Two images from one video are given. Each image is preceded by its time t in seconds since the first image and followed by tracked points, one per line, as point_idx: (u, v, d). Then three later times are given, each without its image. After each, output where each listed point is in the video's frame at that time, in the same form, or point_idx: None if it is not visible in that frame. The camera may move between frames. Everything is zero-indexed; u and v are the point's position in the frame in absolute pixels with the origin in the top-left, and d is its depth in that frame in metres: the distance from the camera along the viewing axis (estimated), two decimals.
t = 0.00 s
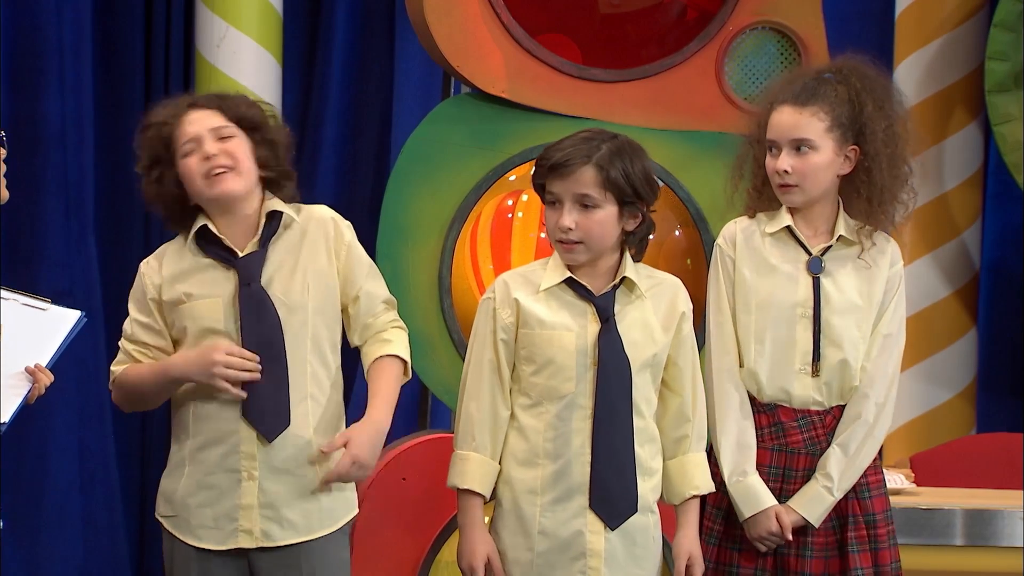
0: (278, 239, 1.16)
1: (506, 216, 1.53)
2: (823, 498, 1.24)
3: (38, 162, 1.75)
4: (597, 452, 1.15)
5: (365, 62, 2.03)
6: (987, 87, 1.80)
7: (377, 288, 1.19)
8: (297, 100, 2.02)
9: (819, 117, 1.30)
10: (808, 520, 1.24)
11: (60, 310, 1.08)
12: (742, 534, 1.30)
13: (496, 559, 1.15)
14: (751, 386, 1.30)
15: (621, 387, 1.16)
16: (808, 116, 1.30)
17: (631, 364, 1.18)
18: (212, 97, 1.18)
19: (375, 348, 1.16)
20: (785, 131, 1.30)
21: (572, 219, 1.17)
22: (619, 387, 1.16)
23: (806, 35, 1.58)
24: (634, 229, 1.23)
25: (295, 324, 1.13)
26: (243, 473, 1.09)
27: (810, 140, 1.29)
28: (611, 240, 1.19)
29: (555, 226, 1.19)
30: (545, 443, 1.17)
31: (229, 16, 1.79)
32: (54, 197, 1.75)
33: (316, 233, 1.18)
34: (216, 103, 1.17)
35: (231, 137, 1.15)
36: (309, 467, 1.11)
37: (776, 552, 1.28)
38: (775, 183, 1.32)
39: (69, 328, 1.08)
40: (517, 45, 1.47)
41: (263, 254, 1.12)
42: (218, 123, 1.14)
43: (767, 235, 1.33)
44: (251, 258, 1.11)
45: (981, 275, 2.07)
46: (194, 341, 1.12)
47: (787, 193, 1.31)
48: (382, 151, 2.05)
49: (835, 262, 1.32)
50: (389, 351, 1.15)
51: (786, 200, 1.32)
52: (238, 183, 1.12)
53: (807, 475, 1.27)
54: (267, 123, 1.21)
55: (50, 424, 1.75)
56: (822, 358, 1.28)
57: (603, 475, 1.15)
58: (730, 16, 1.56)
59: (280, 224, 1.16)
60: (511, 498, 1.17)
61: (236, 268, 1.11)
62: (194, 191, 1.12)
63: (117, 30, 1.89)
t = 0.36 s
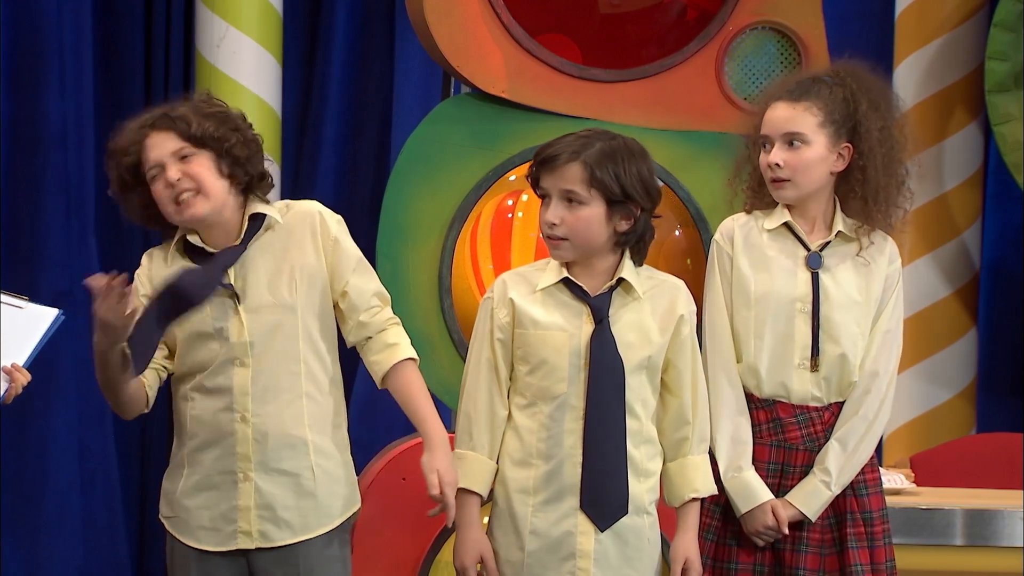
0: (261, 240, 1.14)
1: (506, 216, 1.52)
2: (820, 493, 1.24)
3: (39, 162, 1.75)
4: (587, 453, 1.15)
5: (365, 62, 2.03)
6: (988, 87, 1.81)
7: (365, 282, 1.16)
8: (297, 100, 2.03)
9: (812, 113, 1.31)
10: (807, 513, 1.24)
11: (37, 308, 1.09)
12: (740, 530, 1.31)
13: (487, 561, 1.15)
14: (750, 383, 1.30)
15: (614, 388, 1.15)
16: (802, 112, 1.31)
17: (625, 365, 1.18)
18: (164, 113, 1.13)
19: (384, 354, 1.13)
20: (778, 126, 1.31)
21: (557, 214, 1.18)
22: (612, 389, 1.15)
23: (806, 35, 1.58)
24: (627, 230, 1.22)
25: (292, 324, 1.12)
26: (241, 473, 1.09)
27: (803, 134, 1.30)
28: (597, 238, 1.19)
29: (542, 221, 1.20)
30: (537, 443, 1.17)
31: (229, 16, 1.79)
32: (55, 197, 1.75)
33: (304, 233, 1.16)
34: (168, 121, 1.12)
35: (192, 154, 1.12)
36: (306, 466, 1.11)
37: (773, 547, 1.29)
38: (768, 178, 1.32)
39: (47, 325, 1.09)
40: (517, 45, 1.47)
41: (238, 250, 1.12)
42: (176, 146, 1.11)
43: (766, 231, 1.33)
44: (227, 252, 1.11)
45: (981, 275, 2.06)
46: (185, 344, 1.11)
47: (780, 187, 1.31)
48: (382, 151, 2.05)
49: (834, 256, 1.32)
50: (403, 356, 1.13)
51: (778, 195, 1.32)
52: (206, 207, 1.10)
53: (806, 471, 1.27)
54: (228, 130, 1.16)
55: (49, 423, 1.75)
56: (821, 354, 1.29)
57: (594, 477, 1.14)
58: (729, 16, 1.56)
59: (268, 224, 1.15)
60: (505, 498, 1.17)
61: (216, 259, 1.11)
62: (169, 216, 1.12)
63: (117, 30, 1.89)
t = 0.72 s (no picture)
0: (264, 242, 1.15)
1: (506, 216, 1.52)
2: (822, 490, 1.24)
3: (39, 162, 1.75)
4: (582, 453, 1.15)
5: (365, 62, 2.03)
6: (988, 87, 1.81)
7: (366, 282, 1.17)
8: (297, 100, 2.03)
9: (814, 114, 1.31)
10: (809, 511, 1.24)
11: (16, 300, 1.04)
12: (742, 529, 1.30)
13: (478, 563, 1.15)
14: (751, 382, 1.30)
15: (611, 388, 1.15)
16: (805, 113, 1.31)
17: (621, 365, 1.18)
18: (171, 104, 1.15)
19: (384, 355, 1.14)
20: (780, 127, 1.31)
21: (548, 212, 1.18)
22: (608, 389, 1.15)
23: (806, 35, 1.58)
24: (621, 230, 1.21)
25: (290, 325, 1.12)
26: (246, 476, 1.09)
27: (805, 135, 1.30)
28: (589, 238, 1.18)
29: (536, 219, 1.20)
30: (534, 443, 1.17)
31: (228, 16, 1.79)
32: (55, 196, 1.75)
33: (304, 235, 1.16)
34: (174, 110, 1.14)
35: (192, 145, 1.12)
36: (310, 466, 1.10)
37: (775, 545, 1.29)
38: (769, 179, 1.32)
39: (27, 319, 1.04)
40: (516, 45, 1.47)
41: (245, 257, 1.12)
42: (177, 133, 1.12)
43: (766, 232, 1.33)
44: (233, 261, 1.11)
45: (981, 275, 2.06)
46: (185, 349, 1.12)
47: (780, 188, 1.31)
48: (382, 150, 2.04)
49: (834, 256, 1.32)
50: (402, 357, 1.14)
51: (778, 195, 1.32)
52: (202, 198, 1.10)
53: (807, 469, 1.27)
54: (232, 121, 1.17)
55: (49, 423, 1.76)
56: (822, 353, 1.29)
57: (590, 477, 1.14)
58: (729, 17, 1.56)
59: (267, 224, 1.15)
60: (503, 498, 1.17)
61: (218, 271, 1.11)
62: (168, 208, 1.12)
63: (117, 30, 1.89)
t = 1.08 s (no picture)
0: (258, 245, 1.14)
1: (506, 216, 1.52)
2: (826, 491, 1.23)
3: (38, 163, 1.75)
4: (584, 453, 1.14)
5: (365, 62, 2.03)
6: (988, 87, 1.81)
7: (365, 283, 1.16)
8: (297, 100, 2.02)
9: (814, 116, 1.31)
10: (812, 512, 1.23)
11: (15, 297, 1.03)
12: (743, 532, 1.30)
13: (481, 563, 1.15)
14: (752, 385, 1.29)
15: (612, 388, 1.15)
16: (805, 115, 1.31)
17: (622, 365, 1.18)
18: (175, 101, 1.14)
19: (384, 356, 1.14)
20: (779, 132, 1.31)
21: (546, 211, 1.18)
22: (610, 389, 1.15)
23: (807, 35, 1.58)
24: (619, 227, 1.21)
25: (291, 325, 1.12)
26: (245, 477, 1.09)
27: (804, 138, 1.30)
28: (587, 236, 1.18)
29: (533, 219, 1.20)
30: (536, 443, 1.16)
31: (228, 15, 1.79)
32: (55, 196, 1.75)
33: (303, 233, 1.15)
34: (177, 108, 1.13)
35: (192, 146, 1.11)
36: (310, 467, 1.10)
37: (776, 549, 1.28)
38: (768, 180, 1.32)
39: (27, 317, 1.03)
40: (517, 44, 1.47)
41: (242, 258, 1.11)
42: (178, 133, 1.11)
43: (767, 235, 1.33)
44: (230, 263, 1.10)
45: (982, 276, 2.06)
46: (185, 350, 1.12)
47: (780, 189, 1.31)
48: (382, 150, 2.04)
49: (835, 258, 1.32)
50: (402, 357, 1.14)
51: (778, 196, 1.31)
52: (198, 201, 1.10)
53: (809, 472, 1.27)
54: (235, 122, 1.16)
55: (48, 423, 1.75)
56: (823, 355, 1.28)
57: (592, 477, 1.14)
58: (730, 16, 1.55)
59: (265, 226, 1.15)
60: (503, 500, 1.17)
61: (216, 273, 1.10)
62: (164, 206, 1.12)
63: (117, 30, 1.89)
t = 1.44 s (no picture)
0: (261, 244, 1.14)
1: (505, 216, 1.52)
2: (825, 494, 1.23)
3: (37, 162, 1.75)
4: (584, 453, 1.14)
5: (365, 62, 2.03)
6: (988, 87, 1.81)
7: (367, 285, 1.16)
8: (297, 100, 2.02)
9: (809, 116, 1.31)
10: (812, 516, 1.23)
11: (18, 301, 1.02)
12: (743, 535, 1.30)
13: (474, 563, 1.15)
14: (751, 386, 1.29)
15: (612, 388, 1.15)
16: (801, 115, 1.31)
17: (621, 364, 1.18)
18: (183, 100, 1.14)
19: (385, 359, 1.13)
20: (772, 131, 1.31)
21: (545, 211, 1.18)
22: (610, 389, 1.15)
23: (807, 35, 1.58)
24: (618, 228, 1.21)
25: (290, 325, 1.12)
26: (248, 479, 1.09)
27: (798, 137, 1.30)
28: (587, 237, 1.18)
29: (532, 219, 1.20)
30: (535, 443, 1.16)
31: (228, 15, 1.79)
32: (54, 196, 1.74)
33: (307, 233, 1.15)
34: (185, 107, 1.13)
35: (197, 146, 1.12)
36: (311, 469, 1.10)
37: (776, 552, 1.28)
38: (763, 180, 1.32)
39: (31, 319, 1.03)
40: (516, 44, 1.47)
41: (242, 258, 1.11)
42: (184, 132, 1.11)
43: (765, 237, 1.33)
44: (231, 262, 1.11)
45: (982, 276, 2.06)
46: (184, 349, 1.12)
47: (773, 188, 1.31)
48: (383, 151, 2.04)
49: (833, 261, 1.32)
50: (403, 360, 1.14)
51: (772, 195, 1.31)
52: (200, 200, 1.10)
53: (808, 474, 1.27)
54: (242, 123, 1.16)
55: (47, 423, 1.75)
56: (823, 357, 1.28)
57: (591, 477, 1.14)
58: (730, 16, 1.55)
59: (265, 225, 1.15)
60: (503, 500, 1.17)
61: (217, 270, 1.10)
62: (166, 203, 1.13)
63: (117, 30, 1.89)
